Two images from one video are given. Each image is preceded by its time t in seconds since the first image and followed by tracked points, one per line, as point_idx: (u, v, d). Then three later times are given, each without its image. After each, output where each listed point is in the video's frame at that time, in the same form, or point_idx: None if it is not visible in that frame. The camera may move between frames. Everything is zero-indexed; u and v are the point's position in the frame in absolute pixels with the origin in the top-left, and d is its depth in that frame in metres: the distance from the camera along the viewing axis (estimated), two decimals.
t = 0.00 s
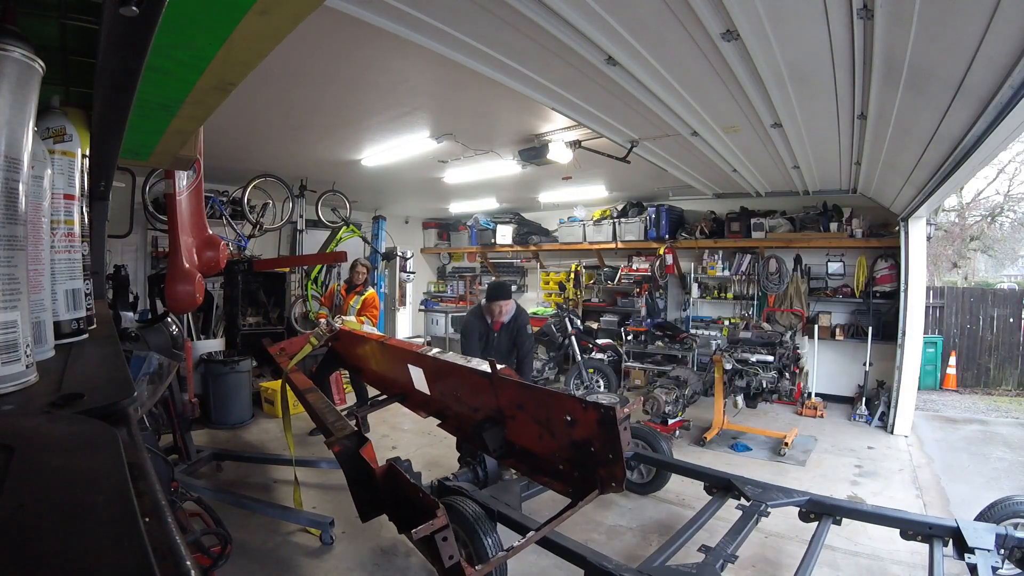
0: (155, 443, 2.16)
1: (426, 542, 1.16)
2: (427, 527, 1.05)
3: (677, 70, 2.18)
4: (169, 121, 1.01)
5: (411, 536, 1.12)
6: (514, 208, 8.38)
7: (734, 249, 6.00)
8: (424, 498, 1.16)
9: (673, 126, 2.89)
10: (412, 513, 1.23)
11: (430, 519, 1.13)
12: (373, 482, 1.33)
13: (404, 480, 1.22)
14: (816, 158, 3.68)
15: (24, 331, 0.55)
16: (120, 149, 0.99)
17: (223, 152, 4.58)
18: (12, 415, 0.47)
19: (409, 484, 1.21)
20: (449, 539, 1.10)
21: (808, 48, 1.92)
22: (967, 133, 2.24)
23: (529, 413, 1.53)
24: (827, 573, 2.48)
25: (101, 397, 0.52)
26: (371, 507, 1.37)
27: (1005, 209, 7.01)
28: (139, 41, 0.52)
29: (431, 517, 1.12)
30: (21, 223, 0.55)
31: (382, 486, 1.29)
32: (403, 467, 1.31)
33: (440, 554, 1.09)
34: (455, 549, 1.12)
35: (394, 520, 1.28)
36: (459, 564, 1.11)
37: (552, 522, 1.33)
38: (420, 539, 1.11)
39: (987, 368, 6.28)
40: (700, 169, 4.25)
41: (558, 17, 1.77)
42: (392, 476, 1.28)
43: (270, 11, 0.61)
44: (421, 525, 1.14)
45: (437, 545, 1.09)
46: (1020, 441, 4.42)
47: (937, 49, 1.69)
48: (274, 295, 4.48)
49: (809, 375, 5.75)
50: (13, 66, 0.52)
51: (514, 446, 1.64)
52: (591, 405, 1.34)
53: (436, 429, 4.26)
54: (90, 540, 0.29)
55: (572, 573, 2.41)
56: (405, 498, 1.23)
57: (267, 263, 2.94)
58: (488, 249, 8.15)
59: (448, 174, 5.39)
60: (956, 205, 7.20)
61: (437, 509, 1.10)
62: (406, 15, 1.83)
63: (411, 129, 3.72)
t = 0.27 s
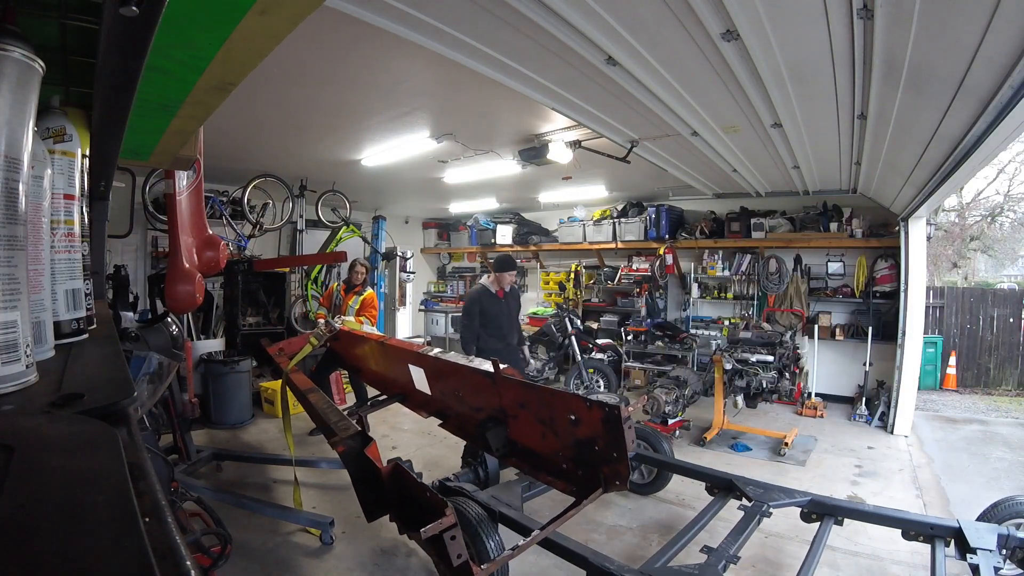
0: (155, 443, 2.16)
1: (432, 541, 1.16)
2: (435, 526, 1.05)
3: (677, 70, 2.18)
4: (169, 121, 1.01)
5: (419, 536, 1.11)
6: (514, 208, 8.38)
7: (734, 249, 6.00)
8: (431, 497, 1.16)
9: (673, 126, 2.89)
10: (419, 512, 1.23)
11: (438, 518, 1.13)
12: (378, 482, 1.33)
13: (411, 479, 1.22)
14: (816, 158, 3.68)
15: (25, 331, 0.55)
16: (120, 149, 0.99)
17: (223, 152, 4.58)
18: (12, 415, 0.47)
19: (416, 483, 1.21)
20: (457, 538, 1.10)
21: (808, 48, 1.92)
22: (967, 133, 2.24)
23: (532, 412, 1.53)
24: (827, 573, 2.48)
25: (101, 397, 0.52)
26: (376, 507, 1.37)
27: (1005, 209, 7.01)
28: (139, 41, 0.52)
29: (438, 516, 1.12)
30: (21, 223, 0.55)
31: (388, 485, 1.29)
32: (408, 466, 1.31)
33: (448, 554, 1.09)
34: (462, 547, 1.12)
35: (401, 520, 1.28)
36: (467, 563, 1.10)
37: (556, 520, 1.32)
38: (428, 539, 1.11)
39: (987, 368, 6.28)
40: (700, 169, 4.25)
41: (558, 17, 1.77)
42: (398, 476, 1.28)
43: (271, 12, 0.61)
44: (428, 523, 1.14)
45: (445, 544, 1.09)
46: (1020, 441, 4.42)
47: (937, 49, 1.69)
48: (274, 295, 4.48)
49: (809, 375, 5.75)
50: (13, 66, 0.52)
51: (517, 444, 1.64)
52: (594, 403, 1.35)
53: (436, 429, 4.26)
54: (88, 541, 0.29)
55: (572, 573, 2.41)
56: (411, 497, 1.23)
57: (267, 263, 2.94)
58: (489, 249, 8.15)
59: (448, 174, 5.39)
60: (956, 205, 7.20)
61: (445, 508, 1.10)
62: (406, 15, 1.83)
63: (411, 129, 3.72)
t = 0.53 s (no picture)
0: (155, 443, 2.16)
1: (435, 540, 1.16)
2: (438, 524, 1.05)
3: (678, 70, 2.18)
4: (169, 121, 1.01)
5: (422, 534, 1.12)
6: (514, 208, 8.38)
7: (734, 249, 6.00)
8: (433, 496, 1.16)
9: (673, 126, 2.89)
10: (421, 511, 1.23)
11: (441, 517, 1.13)
12: (380, 482, 1.33)
13: (414, 478, 1.22)
14: (816, 158, 3.68)
15: (24, 331, 0.55)
16: (120, 149, 0.99)
17: (223, 152, 4.58)
18: (11, 415, 0.47)
19: (419, 482, 1.21)
20: (459, 536, 1.10)
21: (808, 49, 1.92)
22: (967, 133, 2.24)
23: (532, 411, 1.53)
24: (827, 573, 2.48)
25: (100, 397, 0.52)
26: (377, 506, 1.36)
27: (1005, 209, 7.01)
28: (138, 41, 0.52)
29: (441, 515, 1.12)
30: (21, 223, 0.55)
31: (391, 485, 1.29)
32: (410, 465, 1.31)
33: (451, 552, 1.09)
34: (465, 546, 1.12)
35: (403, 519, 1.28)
36: (470, 562, 1.10)
37: (557, 518, 1.32)
38: (431, 537, 1.11)
39: (987, 368, 6.28)
40: (700, 169, 4.25)
41: (557, 17, 1.77)
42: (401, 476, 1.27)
43: (271, 11, 0.61)
44: (431, 522, 1.14)
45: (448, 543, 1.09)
46: (1020, 441, 4.42)
47: (937, 49, 1.69)
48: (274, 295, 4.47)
49: (809, 375, 5.75)
50: (13, 66, 0.52)
51: (517, 443, 1.64)
52: (595, 402, 1.35)
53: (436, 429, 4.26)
54: (87, 541, 0.29)
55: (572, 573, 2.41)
56: (414, 497, 1.23)
57: (267, 262, 2.94)
58: (489, 249, 8.15)
59: (448, 174, 5.40)
60: (956, 205, 7.20)
61: (448, 506, 1.10)
62: (407, 15, 1.84)
63: (411, 129, 3.72)
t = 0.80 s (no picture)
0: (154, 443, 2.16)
1: (436, 541, 1.16)
2: (440, 525, 1.05)
3: (678, 70, 2.18)
4: (169, 120, 1.01)
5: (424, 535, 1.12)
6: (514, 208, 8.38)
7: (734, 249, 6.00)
8: (434, 497, 1.16)
9: (673, 126, 2.89)
10: (421, 512, 1.23)
11: (442, 518, 1.13)
12: (381, 483, 1.33)
13: (415, 478, 1.22)
14: (816, 158, 3.68)
15: (25, 331, 0.55)
16: (120, 149, 0.99)
17: (223, 152, 4.58)
18: (12, 415, 0.47)
19: (419, 483, 1.21)
20: (461, 537, 1.10)
21: (808, 48, 1.92)
22: (967, 133, 2.24)
23: (534, 412, 1.53)
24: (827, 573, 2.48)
25: (100, 397, 0.52)
26: (378, 507, 1.36)
27: (1005, 209, 7.01)
28: (138, 41, 0.52)
29: (443, 516, 1.12)
30: (21, 222, 0.55)
31: (392, 485, 1.29)
32: (411, 466, 1.31)
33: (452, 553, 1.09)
34: (466, 547, 1.12)
35: (403, 520, 1.28)
36: (470, 563, 1.10)
37: (559, 518, 1.32)
38: (432, 537, 1.11)
39: (987, 368, 6.28)
40: (699, 169, 4.25)
41: (557, 17, 1.77)
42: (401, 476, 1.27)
43: (271, 12, 0.61)
44: (432, 523, 1.14)
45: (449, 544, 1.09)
46: (1020, 441, 4.42)
47: (938, 49, 1.69)
48: (274, 295, 4.47)
49: (809, 375, 5.75)
50: (13, 66, 0.52)
51: (519, 443, 1.64)
52: (596, 402, 1.35)
53: (436, 429, 4.26)
54: (89, 541, 0.29)
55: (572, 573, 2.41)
56: (415, 497, 1.23)
57: (267, 263, 2.94)
58: (488, 249, 8.14)
59: (448, 174, 5.39)
60: (956, 205, 7.20)
61: (449, 507, 1.10)
62: (407, 15, 1.84)
63: (411, 129, 3.72)
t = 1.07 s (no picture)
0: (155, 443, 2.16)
1: (431, 540, 1.16)
2: (434, 525, 1.05)
3: (677, 70, 2.18)
4: (169, 121, 1.01)
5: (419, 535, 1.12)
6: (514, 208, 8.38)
7: (734, 249, 6.00)
8: (429, 496, 1.16)
9: (673, 126, 2.89)
10: (418, 512, 1.23)
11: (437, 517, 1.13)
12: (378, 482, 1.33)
13: (411, 478, 1.23)
14: (816, 158, 3.68)
15: (24, 331, 0.55)
16: (120, 149, 0.99)
17: (223, 152, 4.58)
18: (12, 414, 0.47)
19: (416, 482, 1.21)
20: (456, 537, 1.10)
21: (807, 49, 1.92)
22: (967, 133, 2.24)
23: (532, 412, 1.53)
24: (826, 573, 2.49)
25: (100, 397, 0.52)
26: (376, 507, 1.37)
27: (1005, 209, 7.01)
28: (140, 42, 0.52)
29: (437, 515, 1.12)
30: (21, 222, 0.55)
31: (388, 484, 1.29)
32: (408, 464, 1.31)
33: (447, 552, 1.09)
34: (462, 546, 1.12)
35: (399, 519, 1.28)
36: (466, 562, 1.11)
37: (556, 518, 1.32)
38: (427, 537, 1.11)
39: (987, 368, 6.28)
40: (699, 169, 4.25)
41: (557, 16, 1.77)
42: (398, 475, 1.28)
43: (271, 11, 0.61)
44: (427, 522, 1.14)
45: (444, 543, 1.09)
46: (1020, 441, 4.43)
47: (938, 48, 1.69)
48: (274, 295, 4.47)
49: (809, 376, 5.75)
50: (13, 66, 0.52)
51: (517, 443, 1.64)
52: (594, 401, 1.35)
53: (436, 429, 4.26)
54: (90, 541, 0.29)
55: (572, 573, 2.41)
56: (411, 496, 1.23)
57: (268, 263, 2.94)
58: (489, 249, 8.14)
59: (448, 174, 5.39)
60: (956, 205, 7.21)
61: (444, 507, 1.10)
62: (407, 15, 1.84)
63: (411, 129, 3.72)
